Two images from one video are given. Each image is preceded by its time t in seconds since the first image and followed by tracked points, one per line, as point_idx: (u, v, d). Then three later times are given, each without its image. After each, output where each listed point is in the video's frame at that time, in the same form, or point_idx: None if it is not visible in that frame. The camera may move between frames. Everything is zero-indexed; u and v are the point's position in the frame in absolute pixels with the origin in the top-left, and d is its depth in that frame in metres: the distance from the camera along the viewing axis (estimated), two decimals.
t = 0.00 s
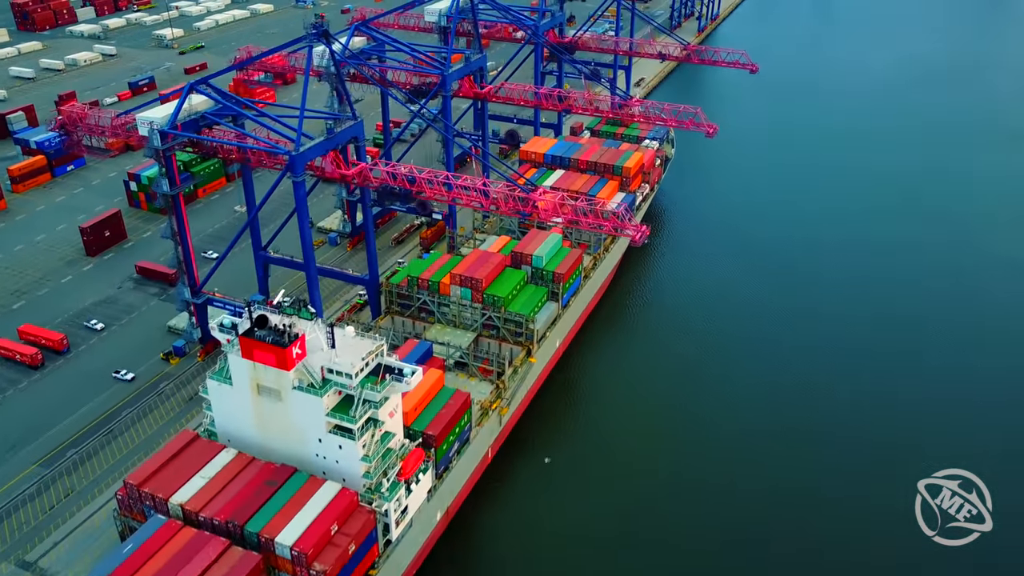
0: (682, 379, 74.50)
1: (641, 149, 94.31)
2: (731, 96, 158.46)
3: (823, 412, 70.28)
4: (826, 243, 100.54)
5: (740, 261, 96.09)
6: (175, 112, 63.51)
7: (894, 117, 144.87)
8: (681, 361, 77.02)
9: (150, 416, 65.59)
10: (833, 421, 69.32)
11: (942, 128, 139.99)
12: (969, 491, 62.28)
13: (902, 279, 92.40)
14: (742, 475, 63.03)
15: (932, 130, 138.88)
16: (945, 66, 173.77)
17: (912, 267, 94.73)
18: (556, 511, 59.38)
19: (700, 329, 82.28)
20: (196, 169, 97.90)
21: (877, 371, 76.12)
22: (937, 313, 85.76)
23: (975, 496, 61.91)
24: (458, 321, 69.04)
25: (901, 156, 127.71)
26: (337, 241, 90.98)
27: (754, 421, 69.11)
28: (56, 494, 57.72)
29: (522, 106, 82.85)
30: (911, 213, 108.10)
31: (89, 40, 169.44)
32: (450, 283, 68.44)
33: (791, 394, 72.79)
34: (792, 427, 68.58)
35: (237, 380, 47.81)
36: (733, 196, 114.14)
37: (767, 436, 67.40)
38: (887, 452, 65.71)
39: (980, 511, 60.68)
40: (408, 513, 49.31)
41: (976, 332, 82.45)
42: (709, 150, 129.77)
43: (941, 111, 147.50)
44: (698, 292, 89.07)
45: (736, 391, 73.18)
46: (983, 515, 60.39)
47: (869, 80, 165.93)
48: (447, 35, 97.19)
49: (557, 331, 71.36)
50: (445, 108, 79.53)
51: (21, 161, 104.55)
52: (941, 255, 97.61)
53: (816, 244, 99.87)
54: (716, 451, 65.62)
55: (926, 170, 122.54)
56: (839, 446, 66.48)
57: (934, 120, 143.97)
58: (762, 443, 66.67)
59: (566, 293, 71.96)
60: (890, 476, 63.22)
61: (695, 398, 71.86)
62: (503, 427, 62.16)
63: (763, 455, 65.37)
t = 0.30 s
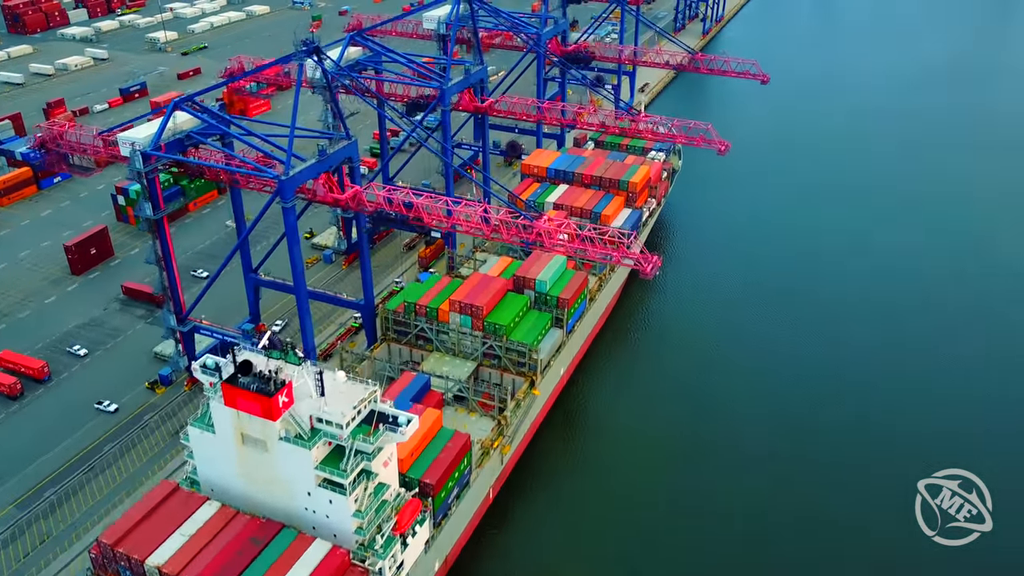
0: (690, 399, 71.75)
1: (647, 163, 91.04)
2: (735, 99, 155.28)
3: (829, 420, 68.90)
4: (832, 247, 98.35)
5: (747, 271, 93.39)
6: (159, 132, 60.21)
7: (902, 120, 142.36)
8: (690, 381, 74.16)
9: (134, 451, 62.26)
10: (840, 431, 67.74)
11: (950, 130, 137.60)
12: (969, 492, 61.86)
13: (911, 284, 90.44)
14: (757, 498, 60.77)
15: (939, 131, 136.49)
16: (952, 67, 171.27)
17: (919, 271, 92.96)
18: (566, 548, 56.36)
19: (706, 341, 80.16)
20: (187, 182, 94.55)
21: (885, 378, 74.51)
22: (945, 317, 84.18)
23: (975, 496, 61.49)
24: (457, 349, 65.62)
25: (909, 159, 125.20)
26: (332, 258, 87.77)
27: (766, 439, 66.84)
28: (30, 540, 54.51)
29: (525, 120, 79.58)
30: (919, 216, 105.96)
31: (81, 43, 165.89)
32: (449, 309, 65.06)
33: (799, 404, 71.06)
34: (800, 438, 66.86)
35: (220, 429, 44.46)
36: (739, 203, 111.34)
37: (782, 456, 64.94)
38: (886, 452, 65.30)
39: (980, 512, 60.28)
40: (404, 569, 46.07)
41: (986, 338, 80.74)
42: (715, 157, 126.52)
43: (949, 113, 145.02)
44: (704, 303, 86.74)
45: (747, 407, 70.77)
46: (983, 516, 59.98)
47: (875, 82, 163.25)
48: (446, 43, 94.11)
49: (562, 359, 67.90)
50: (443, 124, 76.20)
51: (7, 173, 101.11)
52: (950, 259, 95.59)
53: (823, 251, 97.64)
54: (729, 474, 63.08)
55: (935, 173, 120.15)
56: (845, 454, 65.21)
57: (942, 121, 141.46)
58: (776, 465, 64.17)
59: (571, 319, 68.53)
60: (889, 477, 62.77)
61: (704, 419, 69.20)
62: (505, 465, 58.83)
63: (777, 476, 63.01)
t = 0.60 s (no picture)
0: (701, 419, 70.02)
1: (655, 177, 87.68)
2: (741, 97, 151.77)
3: (840, 429, 69.06)
4: (842, 253, 96.61)
5: (757, 281, 91.00)
6: (141, 154, 56.97)
7: (914, 111, 138.78)
8: (700, 400, 72.31)
9: (116, 489, 59.29)
10: (853, 448, 67.08)
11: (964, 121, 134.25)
12: (970, 492, 63.40)
13: (922, 292, 89.25)
14: (777, 522, 59.71)
15: (952, 123, 133.24)
16: (966, 53, 166.92)
17: (930, 278, 91.83)
18: None
19: (715, 355, 78.62)
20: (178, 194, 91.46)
21: (896, 392, 73.89)
22: (956, 328, 83.40)
23: (975, 496, 63.08)
24: (456, 380, 62.42)
25: (921, 155, 122.29)
26: (327, 275, 84.87)
27: (781, 459, 65.67)
28: None
29: (528, 136, 76.24)
30: (931, 220, 104.19)
31: (74, 45, 162.42)
32: (447, 338, 61.90)
33: (811, 420, 70.15)
34: (811, 456, 66.10)
35: (201, 484, 41.44)
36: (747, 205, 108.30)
37: (799, 479, 63.72)
38: (888, 454, 66.60)
39: (981, 512, 61.77)
40: None
41: (998, 349, 80.03)
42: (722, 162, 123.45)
43: (961, 104, 141.47)
44: (712, 315, 85.05)
45: (760, 426, 69.43)
46: (983, 516, 61.46)
47: (885, 69, 159.20)
48: (445, 51, 91.57)
49: (566, 389, 64.70)
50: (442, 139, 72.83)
51: None
52: (961, 267, 94.39)
53: (834, 258, 95.70)
54: (746, 499, 61.71)
55: (949, 170, 117.38)
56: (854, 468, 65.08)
57: (955, 112, 138.02)
58: (794, 488, 63.01)
59: (576, 346, 65.31)
60: (890, 477, 64.36)
61: (716, 440, 67.59)
62: (506, 506, 55.87)
63: (794, 500, 61.90)
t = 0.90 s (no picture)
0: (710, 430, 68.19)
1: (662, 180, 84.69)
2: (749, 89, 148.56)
3: (846, 433, 67.67)
4: (851, 254, 94.84)
5: (768, 286, 89.07)
6: (121, 167, 53.65)
7: (925, 108, 136.12)
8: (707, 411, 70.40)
9: (98, 519, 56.42)
10: (859, 452, 65.90)
11: (977, 119, 131.80)
12: (969, 492, 62.72)
13: (928, 295, 87.59)
14: (781, 535, 58.24)
15: (963, 122, 130.96)
16: (980, 49, 163.69)
17: (939, 281, 90.16)
18: None
19: (723, 364, 76.54)
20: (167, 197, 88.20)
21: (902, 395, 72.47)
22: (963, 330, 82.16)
23: (976, 496, 62.41)
24: (456, 402, 59.49)
25: (932, 156, 120.27)
26: (322, 282, 81.93)
27: (787, 468, 64.14)
28: None
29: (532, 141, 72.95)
30: (941, 221, 102.43)
31: (65, 33, 158.47)
32: (447, 359, 59.01)
33: (817, 427, 68.53)
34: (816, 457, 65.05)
35: (182, 535, 38.47)
36: (754, 207, 106.02)
37: (806, 490, 62.06)
38: (891, 456, 65.45)
39: (980, 512, 61.14)
40: None
41: (1008, 352, 78.43)
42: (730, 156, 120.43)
43: (972, 101, 139.22)
44: (720, 321, 83.10)
45: (766, 435, 67.70)
46: (983, 516, 60.81)
47: (896, 66, 156.09)
48: (444, 46, 87.64)
49: (571, 410, 61.86)
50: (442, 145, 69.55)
51: None
52: (968, 269, 92.94)
53: (842, 259, 93.77)
54: (752, 511, 60.14)
55: (961, 170, 115.27)
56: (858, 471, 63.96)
57: (967, 111, 135.72)
58: (798, 498, 61.37)
59: (581, 366, 62.41)
60: (890, 474, 63.79)
61: (724, 450, 65.94)
62: (507, 539, 53.23)
63: (800, 510, 60.29)
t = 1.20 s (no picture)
0: (723, 451, 69.08)
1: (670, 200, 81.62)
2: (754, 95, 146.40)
3: (848, 446, 70.11)
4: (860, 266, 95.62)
5: (776, 307, 88.18)
6: (100, 201, 50.67)
7: (931, 113, 135.65)
8: (721, 429, 71.52)
9: (76, 572, 53.46)
10: (869, 462, 68.50)
11: (984, 123, 131.52)
12: (970, 492, 66.56)
13: (936, 305, 89.50)
14: None
15: (969, 125, 130.80)
16: (984, 49, 163.00)
17: (947, 292, 91.62)
18: None
19: (729, 399, 75.10)
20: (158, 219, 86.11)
21: (912, 411, 74.33)
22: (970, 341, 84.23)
23: (975, 495, 66.36)
24: (454, 446, 56.52)
25: (939, 161, 119.84)
26: (317, 308, 78.90)
27: (798, 491, 65.27)
28: None
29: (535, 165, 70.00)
30: (948, 235, 102.29)
31: (56, 39, 155.10)
32: (444, 401, 56.07)
33: (828, 443, 70.19)
34: (827, 473, 67.13)
35: None
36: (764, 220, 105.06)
37: (814, 518, 63.08)
38: (897, 463, 68.54)
39: (980, 512, 64.96)
40: None
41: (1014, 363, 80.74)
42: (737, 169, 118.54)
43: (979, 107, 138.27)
44: (727, 347, 82.24)
45: (780, 456, 68.94)
46: (983, 516, 64.61)
47: (900, 67, 154.98)
48: (444, 61, 84.64)
49: (575, 453, 58.86)
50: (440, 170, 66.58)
51: None
52: (975, 277, 94.56)
53: (852, 271, 94.41)
54: (753, 536, 61.27)
55: (968, 177, 115.47)
56: (868, 480, 66.69)
57: (973, 114, 135.38)
58: (804, 525, 62.41)
59: (586, 406, 59.40)
60: (892, 476, 67.41)
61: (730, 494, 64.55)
62: None
63: (808, 534, 61.64)
